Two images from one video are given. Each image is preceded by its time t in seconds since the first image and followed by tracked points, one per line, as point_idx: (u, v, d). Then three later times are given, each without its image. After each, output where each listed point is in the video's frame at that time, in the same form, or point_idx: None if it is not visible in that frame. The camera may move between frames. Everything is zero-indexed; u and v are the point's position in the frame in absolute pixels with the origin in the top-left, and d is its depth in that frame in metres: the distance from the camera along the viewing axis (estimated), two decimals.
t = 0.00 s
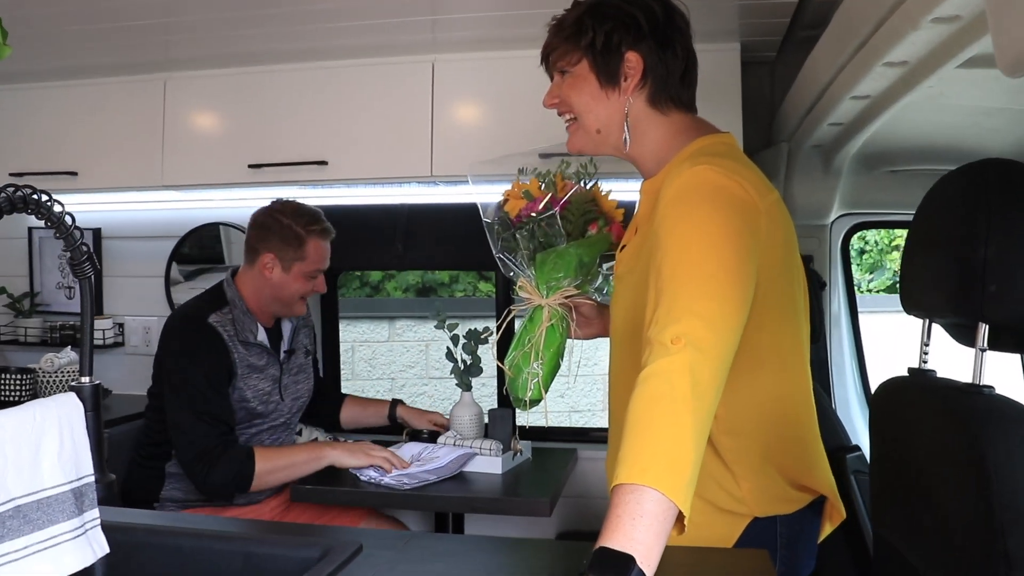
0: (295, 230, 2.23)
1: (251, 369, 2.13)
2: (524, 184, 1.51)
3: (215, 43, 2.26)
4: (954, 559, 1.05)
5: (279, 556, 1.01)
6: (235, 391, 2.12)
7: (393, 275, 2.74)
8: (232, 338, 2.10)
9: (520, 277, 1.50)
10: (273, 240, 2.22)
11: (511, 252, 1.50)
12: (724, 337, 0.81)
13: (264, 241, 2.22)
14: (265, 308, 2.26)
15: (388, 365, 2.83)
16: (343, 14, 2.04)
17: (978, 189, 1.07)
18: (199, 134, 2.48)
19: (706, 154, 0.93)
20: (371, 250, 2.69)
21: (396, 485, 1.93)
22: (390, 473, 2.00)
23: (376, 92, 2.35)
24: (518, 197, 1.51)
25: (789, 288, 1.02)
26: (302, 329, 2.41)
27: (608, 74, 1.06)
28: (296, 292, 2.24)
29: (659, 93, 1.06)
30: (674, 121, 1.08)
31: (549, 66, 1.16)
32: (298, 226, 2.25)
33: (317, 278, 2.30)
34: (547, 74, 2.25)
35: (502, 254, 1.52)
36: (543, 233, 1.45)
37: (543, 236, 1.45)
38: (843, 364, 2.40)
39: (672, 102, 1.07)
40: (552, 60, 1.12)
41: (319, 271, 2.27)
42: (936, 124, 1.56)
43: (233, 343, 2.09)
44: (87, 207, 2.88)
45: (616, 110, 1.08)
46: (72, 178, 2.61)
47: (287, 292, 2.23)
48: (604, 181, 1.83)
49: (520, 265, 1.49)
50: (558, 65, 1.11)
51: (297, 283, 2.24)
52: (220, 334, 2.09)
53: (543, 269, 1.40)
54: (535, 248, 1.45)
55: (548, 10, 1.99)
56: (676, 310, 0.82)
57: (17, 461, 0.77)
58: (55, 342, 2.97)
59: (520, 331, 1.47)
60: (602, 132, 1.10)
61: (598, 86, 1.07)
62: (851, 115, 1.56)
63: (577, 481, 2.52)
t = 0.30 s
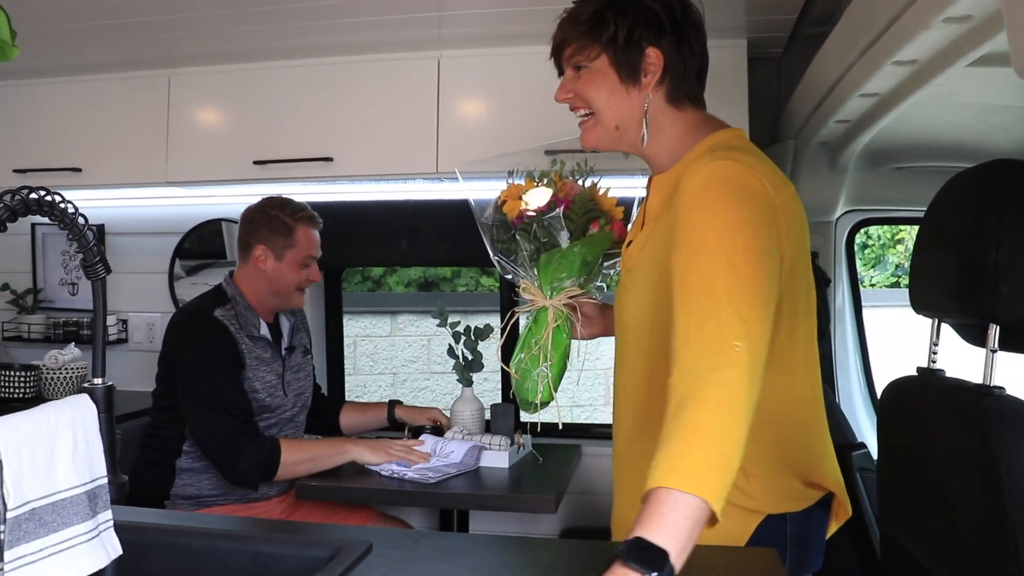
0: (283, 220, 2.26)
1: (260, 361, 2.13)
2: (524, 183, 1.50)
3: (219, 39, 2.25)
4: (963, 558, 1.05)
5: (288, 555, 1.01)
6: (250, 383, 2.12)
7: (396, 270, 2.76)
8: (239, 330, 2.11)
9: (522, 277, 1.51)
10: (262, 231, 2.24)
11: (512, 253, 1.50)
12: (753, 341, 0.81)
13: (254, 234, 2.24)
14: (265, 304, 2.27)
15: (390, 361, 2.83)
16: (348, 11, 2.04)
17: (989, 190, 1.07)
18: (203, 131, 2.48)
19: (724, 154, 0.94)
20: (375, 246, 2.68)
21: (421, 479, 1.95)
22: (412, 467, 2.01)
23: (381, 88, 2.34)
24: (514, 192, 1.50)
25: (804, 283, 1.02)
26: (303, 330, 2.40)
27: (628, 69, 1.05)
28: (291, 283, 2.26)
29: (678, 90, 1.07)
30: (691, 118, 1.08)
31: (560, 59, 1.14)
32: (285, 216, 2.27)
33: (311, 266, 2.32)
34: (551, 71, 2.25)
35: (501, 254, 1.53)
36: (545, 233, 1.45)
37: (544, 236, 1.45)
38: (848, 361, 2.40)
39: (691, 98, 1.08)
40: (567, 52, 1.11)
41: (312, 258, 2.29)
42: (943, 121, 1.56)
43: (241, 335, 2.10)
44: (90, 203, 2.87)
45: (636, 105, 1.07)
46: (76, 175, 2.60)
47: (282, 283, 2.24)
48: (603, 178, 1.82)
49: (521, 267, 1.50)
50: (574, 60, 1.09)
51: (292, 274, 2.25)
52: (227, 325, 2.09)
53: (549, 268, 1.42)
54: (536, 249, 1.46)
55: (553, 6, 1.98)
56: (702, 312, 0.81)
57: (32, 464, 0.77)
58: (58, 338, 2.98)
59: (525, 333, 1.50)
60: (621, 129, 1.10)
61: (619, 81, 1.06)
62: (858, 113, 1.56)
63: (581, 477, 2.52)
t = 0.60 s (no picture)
0: (276, 214, 2.26)
1: (263, 357, 2.13)
2: (516, 188, 1.47)
3: (223, 37, 2.25)
4: (979, 562, 1.05)
5: (301, 558, 1.01)
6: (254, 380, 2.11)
7: (398, 268, 2.76)
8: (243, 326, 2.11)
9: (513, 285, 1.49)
10: (257, 227, 2.24)
11: (503, 260, 1.47)
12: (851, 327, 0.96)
13: (248, 230, 2.24)
14: (266, 300, 2.28)
15: (393, 358, 2.83)
16: (354, 9, 2.03)
17: (1006, 192, 1.06)
18: (208, 129, 2.48)
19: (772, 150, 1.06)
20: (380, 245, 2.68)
21: (465, 470, 2.00)
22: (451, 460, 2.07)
23: (386, 87, 2.34)
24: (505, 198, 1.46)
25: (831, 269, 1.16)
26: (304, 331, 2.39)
27: (678, 62, 1.14)
28: (291, 276, 2.26)
29: (714, 86, 1.18)
30: (722, 113, 1.19)
31: (597, 54, 1.21)
32: (278, 210, 2.27)
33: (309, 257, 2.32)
34: (556, 70, 2.25)
35: (489, 263, 1.50)
36: (540, 240, 1.42)
37: (541, 242, 1.42)
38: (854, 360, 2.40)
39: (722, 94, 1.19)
40: (612, 45, 1.17)
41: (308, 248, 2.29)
42: (951, 122, 1.56)
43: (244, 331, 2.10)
44: (94, 201, 2.87)
45: (683, 97, 1.16)
46: (80, 173, 2.60)
47: (281, 276, 2.25)
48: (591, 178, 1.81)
49: (513, 275, 1.48)
50: (620, 51, 1.16)
51: (291, 267, 2.25)
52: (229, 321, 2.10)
53: (549, 275, 1.43)
54: (530, 256, 1.43)
55: (559, 5, 1.98)
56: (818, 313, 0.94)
57: (50, 469, 0.77)
58: (63, 337, 2.98)
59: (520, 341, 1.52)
60: (667, 120, 1.16)
61: (667, 70, 1.14)
62: (866, 113, 1.56)
63: (587, 476, 2.52)
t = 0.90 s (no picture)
0: (259, 209, 2.26)
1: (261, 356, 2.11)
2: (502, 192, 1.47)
3: (225, 35, 2.24)
4: (994, 567, 1.03)
5: (305, 557, 1.00)
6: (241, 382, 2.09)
7: (399, 265, 2.74)
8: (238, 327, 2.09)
9: (502, 289, 1.44)
10: (242, 226, 2.25)
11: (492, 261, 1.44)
12: (879, 346, 0.98)
13: (236, 230, 2.25)
14: (262, 297, 2.27)
15: (394, 356, 2.82)
16: (356, 8, 2.02)
17: None
18: (208, 126, 2.47)
19: (808, 161, 1.08)
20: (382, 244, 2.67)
21: (466, 468, 2.00)
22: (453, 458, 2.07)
23: (388, 85, 2.33)
24: (489, 198, 1.47)
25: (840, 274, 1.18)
26: (305, 329, 2.37)
27: (715, 58, 1.18)
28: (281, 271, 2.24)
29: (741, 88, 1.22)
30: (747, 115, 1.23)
31: (632, 48, 1.22)
32: (262, 205, 2.27)
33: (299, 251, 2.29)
34: (558, 68, 2.24)
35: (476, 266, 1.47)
36: (533, 237, 1.41)
37: (532, 240, 1.41)
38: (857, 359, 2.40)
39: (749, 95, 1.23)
40: (650, 37, 1.19)
41: (297, 241, 2.26)
42: (957, 122, 1.55)
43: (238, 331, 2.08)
44: (94, 199, 2.86)
45: (718, 92, 1.19)
46: (80, 171, 2.59)
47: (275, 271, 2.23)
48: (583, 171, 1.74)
49: (502, 277, 1.44)
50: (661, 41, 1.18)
51: (280, 262, 2.23)
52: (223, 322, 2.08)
53: (546, 271, 1.40)
54: (523, 254, 1.41)
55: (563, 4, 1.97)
56: (853, 327, 0.96)
57: (51, 470, 0.76)
58: (62, 335, 2.96)
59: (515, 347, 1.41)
60: (704, 113, 1.18)
61: (705, 63, 1.18)
62: (872, 113, 1.55)
63: (589, 475, 2.52)
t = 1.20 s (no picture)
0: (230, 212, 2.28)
1: (244, 359, 2.12)
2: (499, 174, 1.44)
3: (225, 35, 2.25)
4: (991, 561, 1.03)
5: (302, 555, 1.00)
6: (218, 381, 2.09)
7: (401, 266, 2.75)
8: (215, 336, 2.11)
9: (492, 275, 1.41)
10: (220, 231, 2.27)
11: (484, 246, 1.40)
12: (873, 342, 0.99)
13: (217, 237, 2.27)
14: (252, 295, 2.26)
15: (395, 356, 2.83)
16: (355, 6, 2.03)
17: None
18: (210, 126, 2.47)
19: (805, 155, 1.08)
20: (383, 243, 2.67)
21: (466, 467, 2.01)
22: (452, 456, 2.08)
23: (388, 84, 2.33)
24: (486, 181, 1.43)
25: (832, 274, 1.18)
26: (310, 333, 2.35)
27: (726, 55, 1.18)
28: (241, 271, 2.21)
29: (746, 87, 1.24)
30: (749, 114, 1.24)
31: (645, 38, 1.19)
32: (232, 206, 2.29)
33: (262, 246, 2.25)
34: (557, 65, 2.23)
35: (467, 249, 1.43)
36: (528, 226, 1.37)
37: (525, 227, 1.37)
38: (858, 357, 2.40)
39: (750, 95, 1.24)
40: (667, 29, 1.17)
41: (270, 233, 2.27)
42: (957, 115, 1.54)
43: (214, 340, 2.10)
44: (97, 199, 2.87)
45: (727, 88, 1.19)
46: (82, 171, 2.60)
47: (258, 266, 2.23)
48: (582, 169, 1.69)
49: (493, 263, 1.41)
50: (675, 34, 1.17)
51: (236, 262, 2.21)
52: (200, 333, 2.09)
53: (536, 260, 1.36)
54: (517, 241, 1.38)
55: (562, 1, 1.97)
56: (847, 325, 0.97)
57: (46, 466, 0.76)
58: (66, 335, 2.97)
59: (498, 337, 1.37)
60: (712, 111, 1.18)
61: (717, 61, 1.18)
62: (870, 107, 1.55)
63: (591, 474, 2.51)
